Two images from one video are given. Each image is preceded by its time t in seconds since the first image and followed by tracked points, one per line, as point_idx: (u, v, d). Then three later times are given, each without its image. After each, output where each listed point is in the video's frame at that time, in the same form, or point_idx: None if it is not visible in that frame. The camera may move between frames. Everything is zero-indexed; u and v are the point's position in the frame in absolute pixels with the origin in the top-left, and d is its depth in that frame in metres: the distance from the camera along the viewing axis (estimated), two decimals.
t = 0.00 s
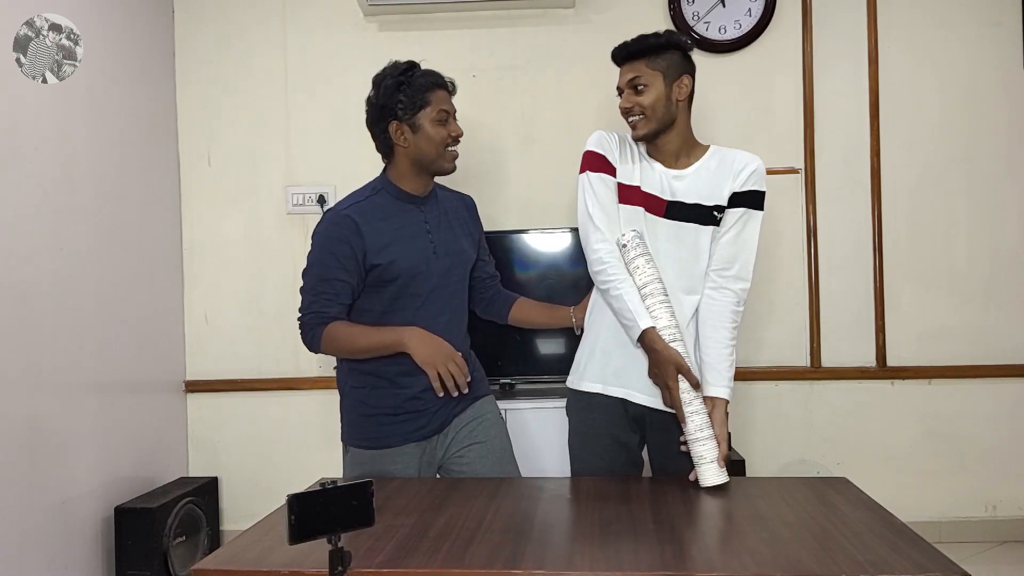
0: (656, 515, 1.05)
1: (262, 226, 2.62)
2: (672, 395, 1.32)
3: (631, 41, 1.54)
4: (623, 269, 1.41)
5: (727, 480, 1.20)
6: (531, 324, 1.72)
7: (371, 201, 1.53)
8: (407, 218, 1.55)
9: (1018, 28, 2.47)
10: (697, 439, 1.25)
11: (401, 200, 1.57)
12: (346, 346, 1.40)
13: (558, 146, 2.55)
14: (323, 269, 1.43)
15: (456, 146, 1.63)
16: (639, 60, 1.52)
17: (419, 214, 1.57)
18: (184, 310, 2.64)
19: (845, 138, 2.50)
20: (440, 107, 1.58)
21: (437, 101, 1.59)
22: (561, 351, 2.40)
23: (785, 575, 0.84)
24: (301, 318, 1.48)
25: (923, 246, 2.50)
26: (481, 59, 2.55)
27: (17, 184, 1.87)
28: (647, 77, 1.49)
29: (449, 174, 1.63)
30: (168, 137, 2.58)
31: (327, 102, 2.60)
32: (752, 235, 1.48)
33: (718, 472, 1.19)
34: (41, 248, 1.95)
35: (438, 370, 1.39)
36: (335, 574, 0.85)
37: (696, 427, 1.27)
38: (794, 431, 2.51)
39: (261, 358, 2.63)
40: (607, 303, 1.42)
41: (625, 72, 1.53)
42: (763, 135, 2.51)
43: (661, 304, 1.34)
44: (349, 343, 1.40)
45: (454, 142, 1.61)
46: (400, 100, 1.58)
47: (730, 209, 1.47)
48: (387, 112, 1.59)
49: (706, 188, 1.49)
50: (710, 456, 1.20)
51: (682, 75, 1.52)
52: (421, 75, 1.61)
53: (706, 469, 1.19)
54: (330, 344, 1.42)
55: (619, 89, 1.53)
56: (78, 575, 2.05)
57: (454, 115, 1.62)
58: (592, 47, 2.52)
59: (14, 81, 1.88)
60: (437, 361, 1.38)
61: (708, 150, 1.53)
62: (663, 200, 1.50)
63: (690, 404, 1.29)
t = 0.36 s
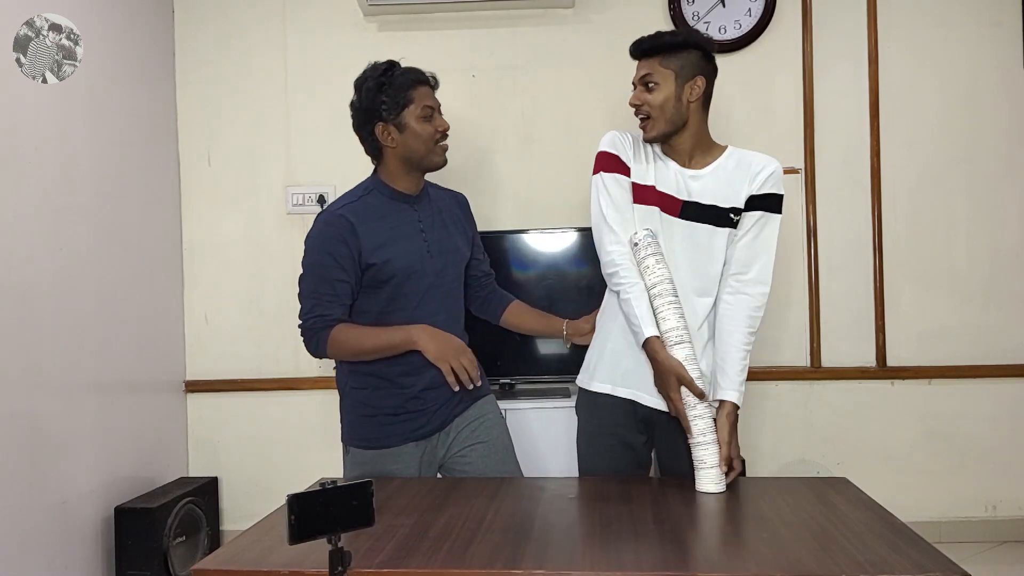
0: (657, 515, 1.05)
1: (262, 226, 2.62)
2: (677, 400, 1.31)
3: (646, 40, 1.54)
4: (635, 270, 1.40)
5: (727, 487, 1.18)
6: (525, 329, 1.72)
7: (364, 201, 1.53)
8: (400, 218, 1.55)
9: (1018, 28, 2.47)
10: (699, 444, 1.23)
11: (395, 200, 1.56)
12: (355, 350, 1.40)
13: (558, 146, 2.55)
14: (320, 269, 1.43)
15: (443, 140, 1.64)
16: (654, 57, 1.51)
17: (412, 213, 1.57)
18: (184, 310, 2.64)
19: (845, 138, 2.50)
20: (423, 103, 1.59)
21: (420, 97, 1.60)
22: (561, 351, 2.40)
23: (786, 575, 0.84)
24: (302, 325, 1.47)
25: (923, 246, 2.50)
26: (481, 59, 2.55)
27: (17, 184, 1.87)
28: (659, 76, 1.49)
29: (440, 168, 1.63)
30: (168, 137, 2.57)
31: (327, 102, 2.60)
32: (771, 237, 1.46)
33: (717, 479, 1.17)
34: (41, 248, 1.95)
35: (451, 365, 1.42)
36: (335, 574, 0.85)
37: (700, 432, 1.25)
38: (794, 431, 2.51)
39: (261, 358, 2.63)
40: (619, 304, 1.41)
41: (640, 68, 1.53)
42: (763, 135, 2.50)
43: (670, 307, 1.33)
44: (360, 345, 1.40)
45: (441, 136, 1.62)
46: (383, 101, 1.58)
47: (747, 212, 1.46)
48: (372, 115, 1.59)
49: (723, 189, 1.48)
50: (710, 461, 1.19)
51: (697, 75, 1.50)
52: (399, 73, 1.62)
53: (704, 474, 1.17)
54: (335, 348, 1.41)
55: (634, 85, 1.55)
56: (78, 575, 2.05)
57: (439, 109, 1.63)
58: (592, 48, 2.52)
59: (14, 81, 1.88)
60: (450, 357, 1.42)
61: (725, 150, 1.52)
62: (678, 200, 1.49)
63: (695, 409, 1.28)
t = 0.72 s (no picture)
0: (657, 515, 1.05)
1: (262, 226, 2.62)
2: (688, 404, 1.26)
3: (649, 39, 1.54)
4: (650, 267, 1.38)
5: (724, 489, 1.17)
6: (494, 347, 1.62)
7: (345, 203, 1.52)
8: (383, 218, 1.54)
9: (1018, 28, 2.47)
10: (703, 446, 1.22)
11: (377, 200, 1.56)
12: (354, 344, 1.40)
13: (558, 146, 2.55)
14: (307, 268, 1.44)
15: (418, 152, 1.60)
16: (658, 57, 1.52)
17: (394, 213, 1.56)
18: (184, 310, 2.64)
19: (845, 138, 2.50)
20: (401, 110, 1.58)
21: (401, 103, 1.59)
22: (560, 351, 2.41)
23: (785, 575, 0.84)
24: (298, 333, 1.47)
25: (923, 246, 2.50)
26: (481, 59, 2.55)
27: (17, 184, 1.87)
28: (661, 78, 1.50)
29: (407, 179, 1.59)
30: (168, 137, 2.57)
31: (327, 102, 2.60)
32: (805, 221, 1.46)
33: (717, 481, 1.16)
34: (41, 249, 1.95)
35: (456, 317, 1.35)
36: (335, 574, 0.85)
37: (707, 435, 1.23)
38: (794, 431, 2.51)
39: (261, 358, 2.63)
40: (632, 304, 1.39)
41: (644, 69, 1.54)
42: (763, 135, 2.50)
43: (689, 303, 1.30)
44: (359, 336, 1.40)
45: (413, 148, 1.59)
46: (363, 98, 1.59)
47: (775, 210, 1.48)
48: (353, 111, 1.61)
49: (737, 185, 1.47)
50: (711, 463, 1.18)
51: (700, 75, 1.50)
52: (393, 75, 1.63)
53: (704, 476, 1.17)
54: (334, 346, 1.41)
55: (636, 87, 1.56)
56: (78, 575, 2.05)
57: (419, 120, 1.61)
58: (592, 48, 2.52)
59: (14, 81, 1.88)
60: (450, 311, 1.35)
61: (735, 145, 1.52)
62: (692, 198, 1.48)
63: (705, 412, 1.25)
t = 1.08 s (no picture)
0: (657, 515, 1.05)
1: (262, 226, 2.62)
2: (689, 402, 1.26)
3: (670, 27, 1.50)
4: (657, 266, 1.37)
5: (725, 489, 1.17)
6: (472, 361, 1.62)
7: (335, 202, 1.53)
8: (372, 218, 1.53)
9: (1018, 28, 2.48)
10: (704, 445, 1.21)
11: (369, 200, 1.55)
12: (335, 345, 1.44)
13: (559, 146, 2.55)
14: (291, 267, 1.46)
15: (411, 137, 1.63)
16: (691, 44, 1.48)
17: (386, 213, 1.55)
18: (184, 310, 2.64)
19: (845, 138, 2.50)
20: (390, 100, 1.60)
21: (387, 94, 1.61)
22: (560, 351, 2.41)
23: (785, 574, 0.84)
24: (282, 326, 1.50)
25: (923, 246, 2.50)
26: (481, 59, 2.55)
27: (17, 184, 1.87)
28: (699, 66, 1.47)
29: (409, 166, 1.61)
30: (168, 137, 2.57)
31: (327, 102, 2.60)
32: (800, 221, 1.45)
33: (717, 482, 1.16)
34: (41, 249, 1.94)
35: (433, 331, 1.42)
36: (335, 574, 0.85)
37: (708, 434, 1.23)
38: (794, 430, 2.51)
39: (261, 358, 2.63)
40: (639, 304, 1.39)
41: (674, 52, 1.48)
42: (763, 135, 2.51)
43: (696, 302, 1.29)
44: (337, 339, 1.43)
45: (408, 134, 1.62)
46: (350, 96, 1.60)
47: (778, 210, 1.48)
48: (340, 111, 1.61)
49: (744, 183, 1.47)
50: (711, 463, 1.18)
51: (722, 70, 1.52)
52: (370, 72, 1.64)
53: (705, 476, 1.17)
54: (316, 344, 1.45)
55: (664, 70, 1.48)
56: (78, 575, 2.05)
57: (406, 108, 1.64)
58: (592, 48, 2.52)
59: (15, 81, 1.88)
60: (428, 322, 1.42)
61: (741, 144, 1.53)
62: (699, 197, 1.47)
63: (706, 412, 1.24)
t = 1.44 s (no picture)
0: (657, 515, 1.05)
1: (262, 226, 2.62)
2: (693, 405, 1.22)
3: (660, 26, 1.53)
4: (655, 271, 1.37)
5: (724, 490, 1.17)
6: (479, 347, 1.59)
7: (326, 205, 1.53)
8: (363, 219, 1.53)
9: (1018, 28, 2.48)
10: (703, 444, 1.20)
11: (360, 201, 1.56)
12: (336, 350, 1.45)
13: (559, 146, 2.55)
14: (287, 271, 1.47)
15: (403, 138, 1.62)
16: (684, 41, 1.50)
17: (377, 213, 1.55)
18: (184, 310, 2.64)
19: (845, 138, 2.50)
20: (382, 100, 1.60)
21: (378, 93, 1.61)
22: (560, 351, 2.41)
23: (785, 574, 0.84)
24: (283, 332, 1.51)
25: (923, 246, 2.50)
26: (481, 59, 2.55)
27: (17, 184, 1.87)
28: (693, 62, 1.48)
29: (398, 167, 1.60)
30: (168, 137, 2.57)
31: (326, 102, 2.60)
32: (794, 222, 1.47)
33: (717, 483, 1.16)
34: (41, 249, 1.94)
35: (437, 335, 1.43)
36: (335, 574, 0.85)
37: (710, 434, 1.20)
38: (794, 430, 2.51)
39: (261, 358, 2.63)
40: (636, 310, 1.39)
41: (669, 48, 1.49)
42: (763, 135, 2.51)
43: (709, 301, 1.23)
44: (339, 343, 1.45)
45: (398, 135, 1.61)
46: (344, 95, 1.61)
47: (772, 209, 1.48)
48: (334, 109, 1.62)
49: (739, 181, 1.48)
50: (711, 464, 1.17)
51: (711, 70, 1.54)
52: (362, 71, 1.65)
53: (704, 477, 1.16)
54: (317, 348, 1.46)
55: (660, 65, 1.49)
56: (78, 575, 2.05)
57: (399, 110, 1.64)
58: (592, 48, 2.52)
59: (15, 81, 1.88)
60: (433, 329, 1.43)
61: (733, 143, 1.54)
62: (693, 197, 1.48)
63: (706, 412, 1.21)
